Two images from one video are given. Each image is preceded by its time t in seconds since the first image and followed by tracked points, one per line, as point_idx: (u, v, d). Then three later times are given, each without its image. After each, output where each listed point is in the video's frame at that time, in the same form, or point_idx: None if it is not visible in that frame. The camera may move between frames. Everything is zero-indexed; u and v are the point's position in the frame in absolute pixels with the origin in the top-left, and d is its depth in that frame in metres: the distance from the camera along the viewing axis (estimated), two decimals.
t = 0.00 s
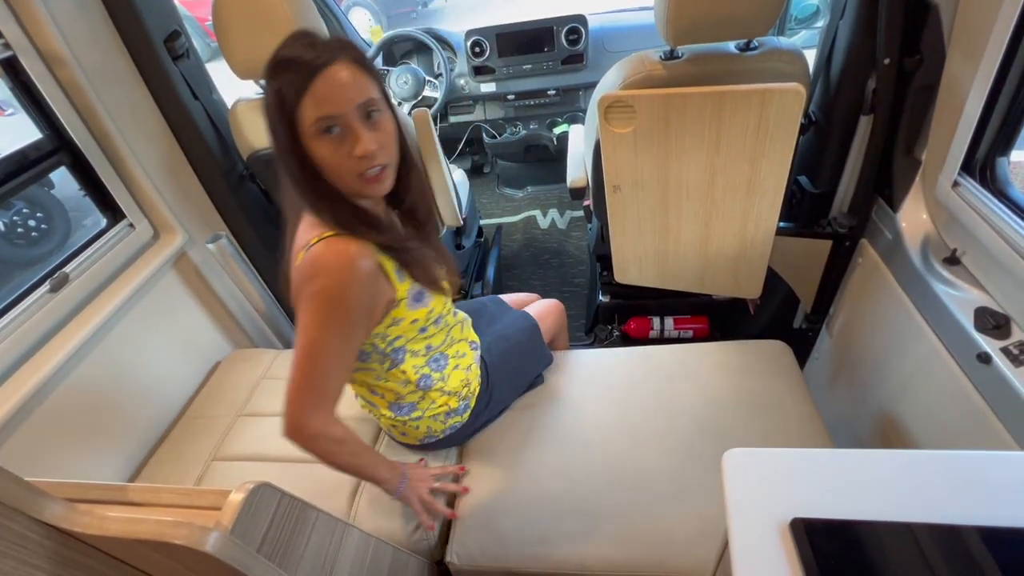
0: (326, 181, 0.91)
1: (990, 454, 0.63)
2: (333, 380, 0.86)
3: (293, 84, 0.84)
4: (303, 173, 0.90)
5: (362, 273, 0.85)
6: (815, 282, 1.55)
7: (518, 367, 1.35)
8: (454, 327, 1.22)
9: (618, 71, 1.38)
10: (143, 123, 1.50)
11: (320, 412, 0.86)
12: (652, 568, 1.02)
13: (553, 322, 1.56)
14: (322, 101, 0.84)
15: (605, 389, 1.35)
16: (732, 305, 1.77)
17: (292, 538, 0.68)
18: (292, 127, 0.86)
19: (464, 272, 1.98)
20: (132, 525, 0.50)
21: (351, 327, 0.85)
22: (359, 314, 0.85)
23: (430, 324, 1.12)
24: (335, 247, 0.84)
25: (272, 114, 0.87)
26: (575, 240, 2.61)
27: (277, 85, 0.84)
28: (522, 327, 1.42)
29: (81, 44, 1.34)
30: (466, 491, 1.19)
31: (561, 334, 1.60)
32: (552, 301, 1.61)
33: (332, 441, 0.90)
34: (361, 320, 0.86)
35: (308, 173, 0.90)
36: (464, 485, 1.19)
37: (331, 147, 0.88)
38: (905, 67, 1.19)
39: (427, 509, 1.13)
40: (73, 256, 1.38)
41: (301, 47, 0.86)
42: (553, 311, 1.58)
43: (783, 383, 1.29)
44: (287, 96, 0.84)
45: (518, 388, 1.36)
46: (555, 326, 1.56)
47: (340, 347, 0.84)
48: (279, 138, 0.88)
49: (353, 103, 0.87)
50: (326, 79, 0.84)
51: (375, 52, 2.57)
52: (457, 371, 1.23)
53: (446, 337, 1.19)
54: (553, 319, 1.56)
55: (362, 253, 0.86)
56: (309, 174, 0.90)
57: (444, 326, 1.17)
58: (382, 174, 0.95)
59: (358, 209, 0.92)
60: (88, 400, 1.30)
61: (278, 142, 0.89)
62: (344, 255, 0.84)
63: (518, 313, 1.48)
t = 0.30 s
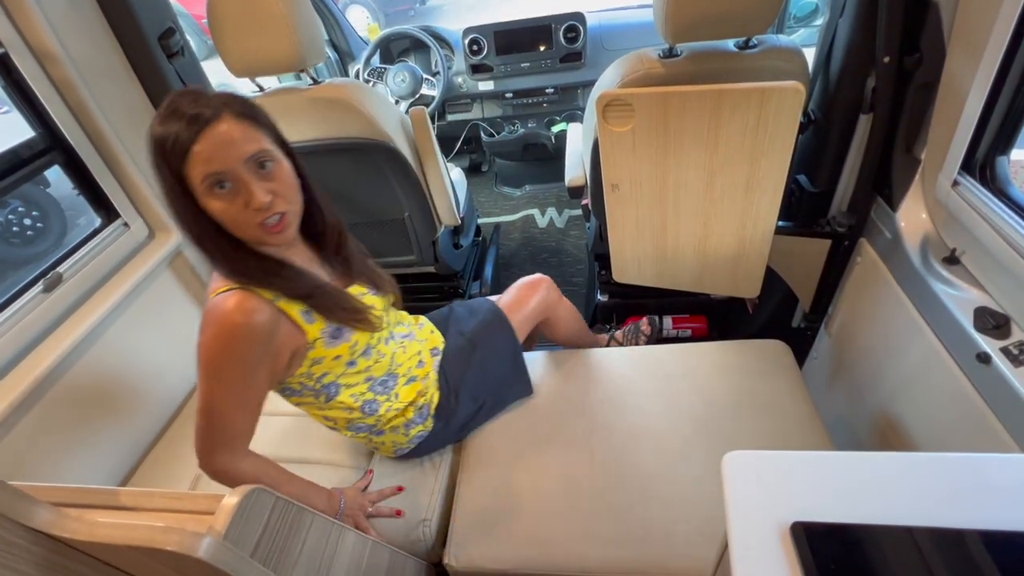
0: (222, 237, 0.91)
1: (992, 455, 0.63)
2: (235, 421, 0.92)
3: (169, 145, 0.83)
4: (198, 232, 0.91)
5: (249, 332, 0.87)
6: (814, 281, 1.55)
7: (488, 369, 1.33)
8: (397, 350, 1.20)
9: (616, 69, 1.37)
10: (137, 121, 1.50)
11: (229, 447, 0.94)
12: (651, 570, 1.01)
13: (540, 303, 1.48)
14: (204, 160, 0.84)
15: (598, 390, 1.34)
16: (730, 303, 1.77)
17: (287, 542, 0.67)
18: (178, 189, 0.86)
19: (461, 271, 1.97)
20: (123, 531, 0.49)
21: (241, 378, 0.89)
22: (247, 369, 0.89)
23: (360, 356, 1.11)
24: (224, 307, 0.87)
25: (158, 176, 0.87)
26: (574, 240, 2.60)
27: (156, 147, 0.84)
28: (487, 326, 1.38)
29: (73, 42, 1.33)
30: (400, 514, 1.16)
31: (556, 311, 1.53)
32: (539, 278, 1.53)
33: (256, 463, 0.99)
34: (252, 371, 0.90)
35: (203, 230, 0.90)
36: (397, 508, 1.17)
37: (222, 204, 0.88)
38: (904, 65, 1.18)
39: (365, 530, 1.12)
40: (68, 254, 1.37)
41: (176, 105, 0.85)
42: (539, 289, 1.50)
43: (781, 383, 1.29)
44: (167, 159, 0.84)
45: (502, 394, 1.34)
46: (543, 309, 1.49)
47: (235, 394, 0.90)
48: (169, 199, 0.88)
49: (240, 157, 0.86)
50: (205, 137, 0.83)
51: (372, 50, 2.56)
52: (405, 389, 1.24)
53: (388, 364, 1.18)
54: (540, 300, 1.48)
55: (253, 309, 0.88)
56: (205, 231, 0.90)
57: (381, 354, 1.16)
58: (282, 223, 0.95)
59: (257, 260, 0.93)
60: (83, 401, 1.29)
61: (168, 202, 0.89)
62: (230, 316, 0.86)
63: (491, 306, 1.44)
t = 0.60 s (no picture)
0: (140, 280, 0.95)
1: (990, 456, 0.63)
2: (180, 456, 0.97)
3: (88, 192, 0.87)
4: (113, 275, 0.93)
5: (164, 375, 0.92)
6: (812, 280, 1.55)
7: (438, 387, 1.25)
8: (333, 368, 1.20)
9: (615, 68, 1.36)
10: (133, 121, 1.49)
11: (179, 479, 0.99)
12: (649, 571, 1.01)
13: (518, 312, 1.33)
14: (124, 207, 0.89)
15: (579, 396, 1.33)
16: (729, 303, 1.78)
17: (284, 545, 0.67)
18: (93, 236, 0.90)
19: (459, 271, 1.96)
20: (117, 536, 0.49)
21: (168, 417, 0.94)
22: (170, 408, 0.94)
23: (290, 382, 1.12)
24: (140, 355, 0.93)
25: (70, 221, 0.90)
26: (572, 239, 2.60)
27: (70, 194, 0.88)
28: (435, 340, 1.28)
29: (67, 40, 1.32)
30: (398, 515, 1.16)
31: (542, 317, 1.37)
32: (503, 286, 1.36)
33: (220, 485, 1.04)
34: (181, 408, 0.95)
35: (118, 274, 0.93)
36: (394, 510, 1.17)
37: (141, 248, 0.92)
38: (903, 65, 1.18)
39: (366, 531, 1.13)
40: (65, 254, 1.37)
41: (93, 153, 0.90)
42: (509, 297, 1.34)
43: (779, 383, 1.29)
44: (83, 204, 0.88)
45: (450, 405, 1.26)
46: (521, 320, 1.34)
47: (171, 431, 0.95)
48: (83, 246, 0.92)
49: (165, 201, 0.92)
50: (128, 182, 0.88)
51: (370, 49, 2.55)
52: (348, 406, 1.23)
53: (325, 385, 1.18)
54: (514, 310, 1.33)
55: (166, 355, 0.93)
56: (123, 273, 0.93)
57: (314, 377, 1.16)
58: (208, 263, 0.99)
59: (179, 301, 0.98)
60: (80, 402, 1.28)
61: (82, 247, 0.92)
62: (145, 361, 0.92)
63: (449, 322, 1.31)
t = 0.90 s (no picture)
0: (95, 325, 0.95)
1: (989, 455, 0.63)
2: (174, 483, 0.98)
3: (41, 243, 0.86)
4: (66, 325, 0.92)
5: (132, 411, 0.94)
6: (810, 279, 1.55)
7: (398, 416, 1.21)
8: (308, 385, 1.18)
9: (614, 68, 1.36)
10: (131, 120, 1.47)
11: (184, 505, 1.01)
12: (649, 572, 1.02)
13: (497, 355, 1.14)
14: (85, 253, 0.89)
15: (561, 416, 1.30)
16: (727, 302, 1.79)
17: (286, 546, 0.67)
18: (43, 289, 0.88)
19: (458, 271, 1.97)
20: (116, 538, 0.48)
21: (150, 449, 0.95)
22: (149, 441, 0.95)
23: (262, 399, 1.12)
24: (107, 396, 0.94)
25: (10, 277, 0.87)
26: (570, 238, 2.60)
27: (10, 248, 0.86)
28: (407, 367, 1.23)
29: (64, 39, 1.31)
30: (396, 515, 1.17)
31: (535, 364, 1.12)
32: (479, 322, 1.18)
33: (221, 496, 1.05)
34: (162, 439, 0.97)
35: (73, 323, 0.92)
36: (393, 510, 1.18)
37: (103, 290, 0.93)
38: (902, 64, 1.18)
39: (367, 530, 1.15)
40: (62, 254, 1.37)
41: (32, 206, 0.89)
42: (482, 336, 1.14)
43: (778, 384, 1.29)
44: (34, 256, 0.86)
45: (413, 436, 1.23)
46: (504, 363, 1.13)
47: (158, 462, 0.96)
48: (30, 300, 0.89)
49: (127, 238, 0.94)
50: (87, 228, 0.90)
51: (368, 48, 2.55)
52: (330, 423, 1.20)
53: (300, 402, 1.16)
54: (492, 351, 1.13)
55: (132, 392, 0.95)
56: (78, 322, 0.92)
57: (287, 393, 1.15)
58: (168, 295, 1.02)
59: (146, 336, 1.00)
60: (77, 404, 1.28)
61: (26, 302, 0.90)
62: (113, 404, 0.94)
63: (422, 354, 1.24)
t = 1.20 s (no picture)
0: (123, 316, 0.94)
1: (986, 454, 0.63)
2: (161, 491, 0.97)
3: (90, 230, 0.88)
4: (93, 315, 0.90)
5: (111, 423, 0.92)
6: (807, 279, 1.55)
7: (392, 466, 1.16)
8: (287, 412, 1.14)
9: (612, 67, 1.36)
10: (127, 119, 1.47)
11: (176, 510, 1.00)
12: (646, 571, 1.03)
13: (504, 424, 1.13)
14: (128, 244, 0.93)
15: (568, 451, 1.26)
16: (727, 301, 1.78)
17: (283, 547, 0.67)
18: (81, 276, 0.88)
19: (455, 270, 1.96)
20: (113, 539, 0.48)
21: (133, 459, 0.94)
22: (134, 452, 0.94)
23: (241, 424, 1.08)
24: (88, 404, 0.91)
25: (41, 262, 0.85)
26: (568, 238, 2.60)
27: (51, 232, 0.85)
28: (407, 416, 1.19)
29: (60, 38, 1.31)
30: (393, 516, 1.19)
31: (542, 434, 1.11)
32: (488, 387, 1.16)
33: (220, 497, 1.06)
34: (145, 449, 0.95)
35: (100, 313, 0.91)
36: (390, 512, 1.19)
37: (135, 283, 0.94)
38: (899, 64, 1.18)
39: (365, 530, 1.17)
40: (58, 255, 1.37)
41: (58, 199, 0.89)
42: (490, 403, 1.13)
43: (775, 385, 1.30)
44: (80, 241, 0.87)
45: (400, 479, 1.17)
46: (510, 432, 1.12)
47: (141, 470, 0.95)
48: (54, 287, 0.87)
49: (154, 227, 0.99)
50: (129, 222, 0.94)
51: (366, 48, 2.54)
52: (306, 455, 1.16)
53: (278, 431, 1.12)
54: (499, 421, 1.13)
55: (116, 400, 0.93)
56: (111, 310, 0.92)
57: (267, 419, 1.11)
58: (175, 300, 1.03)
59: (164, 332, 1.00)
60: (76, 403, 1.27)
61: (51, 287, 0.87)
62: (94, 414, 0.91)
63: (425, 403, 1.20)
